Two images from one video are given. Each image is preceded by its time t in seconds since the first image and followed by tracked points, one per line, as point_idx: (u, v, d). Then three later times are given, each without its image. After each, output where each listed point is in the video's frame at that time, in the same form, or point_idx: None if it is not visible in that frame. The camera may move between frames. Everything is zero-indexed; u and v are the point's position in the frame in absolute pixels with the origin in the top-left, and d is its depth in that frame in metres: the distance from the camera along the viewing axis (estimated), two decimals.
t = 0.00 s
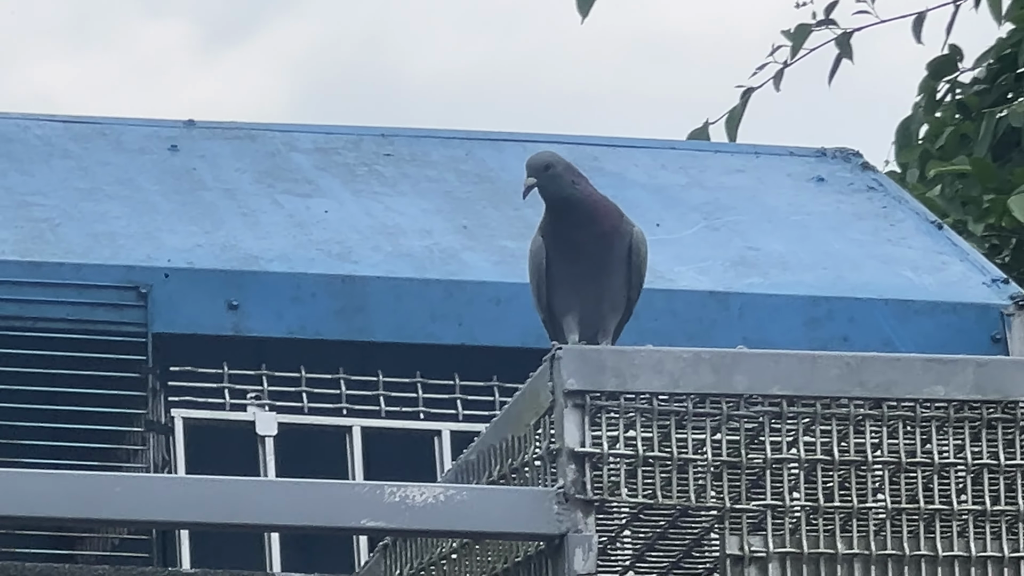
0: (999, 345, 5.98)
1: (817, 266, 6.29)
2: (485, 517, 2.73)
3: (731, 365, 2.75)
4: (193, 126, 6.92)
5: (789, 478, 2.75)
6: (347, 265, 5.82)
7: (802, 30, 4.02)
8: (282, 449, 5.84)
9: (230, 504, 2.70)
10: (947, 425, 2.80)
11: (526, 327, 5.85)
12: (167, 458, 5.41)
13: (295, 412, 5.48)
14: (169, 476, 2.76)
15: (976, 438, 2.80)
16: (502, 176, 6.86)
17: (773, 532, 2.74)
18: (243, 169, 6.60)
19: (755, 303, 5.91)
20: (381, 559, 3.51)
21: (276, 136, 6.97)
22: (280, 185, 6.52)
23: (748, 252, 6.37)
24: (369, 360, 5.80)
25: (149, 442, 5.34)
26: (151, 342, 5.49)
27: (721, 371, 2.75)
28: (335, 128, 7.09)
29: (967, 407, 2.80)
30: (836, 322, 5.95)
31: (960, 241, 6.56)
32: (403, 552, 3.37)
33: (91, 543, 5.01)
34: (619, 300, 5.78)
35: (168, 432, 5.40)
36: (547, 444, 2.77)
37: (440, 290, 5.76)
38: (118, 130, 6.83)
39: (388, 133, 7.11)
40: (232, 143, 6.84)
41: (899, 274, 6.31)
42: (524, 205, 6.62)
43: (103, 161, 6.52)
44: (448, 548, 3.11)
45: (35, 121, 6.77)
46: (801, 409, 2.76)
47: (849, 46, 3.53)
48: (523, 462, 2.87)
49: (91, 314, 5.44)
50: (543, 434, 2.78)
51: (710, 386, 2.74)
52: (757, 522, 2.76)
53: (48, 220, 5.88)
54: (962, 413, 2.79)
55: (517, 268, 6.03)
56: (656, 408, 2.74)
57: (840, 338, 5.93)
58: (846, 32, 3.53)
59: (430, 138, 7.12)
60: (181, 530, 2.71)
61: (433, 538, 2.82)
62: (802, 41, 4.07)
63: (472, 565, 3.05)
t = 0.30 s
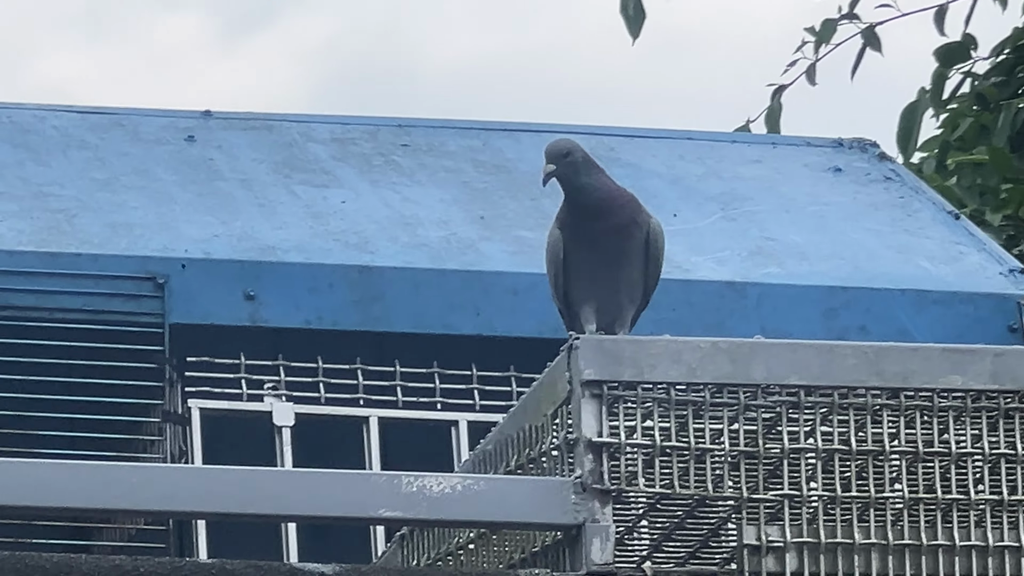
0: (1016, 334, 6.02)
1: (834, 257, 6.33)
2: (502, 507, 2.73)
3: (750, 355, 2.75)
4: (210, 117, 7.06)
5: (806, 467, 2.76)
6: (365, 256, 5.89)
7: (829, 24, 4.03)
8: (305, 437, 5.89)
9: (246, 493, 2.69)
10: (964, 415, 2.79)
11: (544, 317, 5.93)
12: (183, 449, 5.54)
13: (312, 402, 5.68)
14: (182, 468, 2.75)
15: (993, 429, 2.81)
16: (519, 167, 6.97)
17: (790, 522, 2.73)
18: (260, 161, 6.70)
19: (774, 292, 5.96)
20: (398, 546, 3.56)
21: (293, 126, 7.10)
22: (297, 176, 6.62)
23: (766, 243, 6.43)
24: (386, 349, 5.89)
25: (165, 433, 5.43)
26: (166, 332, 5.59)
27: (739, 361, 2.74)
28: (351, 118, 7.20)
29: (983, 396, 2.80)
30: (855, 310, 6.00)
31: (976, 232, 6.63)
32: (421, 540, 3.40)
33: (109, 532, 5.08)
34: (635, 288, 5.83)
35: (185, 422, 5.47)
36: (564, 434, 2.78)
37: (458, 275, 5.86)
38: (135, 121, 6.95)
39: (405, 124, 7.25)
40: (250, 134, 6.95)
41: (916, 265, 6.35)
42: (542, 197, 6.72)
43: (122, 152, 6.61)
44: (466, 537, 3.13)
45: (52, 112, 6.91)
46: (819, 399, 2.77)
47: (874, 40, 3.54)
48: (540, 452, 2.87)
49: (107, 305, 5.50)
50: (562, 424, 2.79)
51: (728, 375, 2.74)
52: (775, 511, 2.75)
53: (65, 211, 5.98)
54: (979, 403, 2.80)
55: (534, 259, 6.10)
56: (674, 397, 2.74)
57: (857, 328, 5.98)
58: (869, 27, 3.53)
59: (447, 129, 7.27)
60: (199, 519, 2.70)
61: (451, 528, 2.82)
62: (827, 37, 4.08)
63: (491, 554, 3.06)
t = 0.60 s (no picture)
0: None
1: (851, 248, 6.24)
2: (520, 499, 2.74)
3: (767, 347, 2.75)
4: (227, 109, 6.95)
5: (824, 459, 2.76)
6: (380, 247, 5.83)
7: (846, 28, 4.03)
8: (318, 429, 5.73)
9: (267, 484, 2.69)
10: (982, 406, 2.79)
11: (561, 309, 5.83)
12: (201, 441, 5.51)
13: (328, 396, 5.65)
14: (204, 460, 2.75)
15: (1010, 421, 2.81)
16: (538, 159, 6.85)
17: (807, 513, 2.74)
18: (277, 151, 6.64)
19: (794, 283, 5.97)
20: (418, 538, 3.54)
21: (310, 118, 6.98)
22: (315, 167, 6.56)
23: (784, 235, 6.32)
24: (402, 343, 5.83)
25: (183, 425, 5.51)
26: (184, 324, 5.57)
27: (757, 353, 2.75)
28: (368, 110, 7.10)
29: (1001, 388, 2.80)
30: (871, 302, 5.92)
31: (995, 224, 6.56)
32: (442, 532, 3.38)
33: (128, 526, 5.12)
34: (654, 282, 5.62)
35: (202, 415, 5.52)
36: (582, 426, 2.77)
37: (475, 267, 5.78)
38: (151, 113, 6.86)
39: (422, 116, 7.12)
40: (269, 126, 6.87)
41: (937, 258, 6.25)
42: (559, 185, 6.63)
43: (138, 143, 6.60)
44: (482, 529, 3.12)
45: (66, 104, 6.87)
46: (837, 391, 2.76)
47: (890, 40, 3.53)
48: (558, 444, 2.87)
49: (124, 297, 5.50)
50: (579, 416, 2.79)
51: (746, 367, 2.74)
52: (793, 503, 2.75)
53: (82, 202, 5.98)
54: (998, 395, 2.80)
55: (550, 250, 5.99)
56: (692, 389, 2.73)
57: (875, 320, 5.89)
58: (886, 26, 3.52)
59: (464, 120, 7.16)
60: (215, 512, 2.70)
61: (470, 519, 2.82)
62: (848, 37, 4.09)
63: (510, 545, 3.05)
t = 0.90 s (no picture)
0: None
1: (859, 244, 6.40)
2: (530, 495, 2.74)
3: (775, 343, 2.75)
4: (234, 105, 7.14)
5: (831, 454, 2.76)
6: (389, 243, 5.99)
7: (841, 21, 4.02)
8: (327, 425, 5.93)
9: (279, 479, 2.70)
10: (990, 402, 2.79)
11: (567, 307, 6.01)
12: (208, 437, 5.59)
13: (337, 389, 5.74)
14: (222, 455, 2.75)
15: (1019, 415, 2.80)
16: (544, 155, 7.05)
17: (816, 509, 2.73)
18: (284, 148, 6.79)
19: (798, 280, 6.00)
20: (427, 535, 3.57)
21: (316, 115, 7.17)
22: (322, 163, 6.71)
23: (791, 231, 6.48)
24: (411, 337, 5.96)
25: (191, 422, 5.57)
26: (192, 321, 5.67)
27: (765, 348, 2.75)
28: (376, 107, 7.30)
29: (1009, 383, 2.80)
30: (877, 300, 6.05)
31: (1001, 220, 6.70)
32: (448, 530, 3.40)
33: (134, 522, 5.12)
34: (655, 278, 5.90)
35: (210, 410, 5.55)
36: (590, 422, 2.78)
37: (482, 265, 5.93)
38: (160, 109, 7.04)
39: (429, 113, 7.35)
40: (274, 121, 7.03)
41: (942, 253, 6.40)
42: (567, 184, 6.80)
43: (145, 140, 6.71)
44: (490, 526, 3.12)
45: (76, 101, 7.00)
46: (844, 386, 2.76)
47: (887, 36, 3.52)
48: (566, 439, 2.87)
49: (132, 293, 5.59)
50: (587, 411, 2.79)
51: (753, 362, 2.75)
52: (801, 499, 2.74)
53: (89, 199, 6.07)
54: (1005, 390, 2.80)
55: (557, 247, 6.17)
56: (700, 385, 2.75)
57: (882, 317, 6.03)
58: (885, 20, 3.51)
59: (472, 118, 7.35)
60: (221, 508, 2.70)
61: (478, 515, 2.82)
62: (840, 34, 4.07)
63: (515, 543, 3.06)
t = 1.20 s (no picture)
0: None
1: (847, 246, 6.42)
2: (515, 496, 2.73)
3: (762, 344, 2.75)
4: (221, 106, 7.16)
5: (819, 456, 2.75)
6: (375, 245, 6.00)
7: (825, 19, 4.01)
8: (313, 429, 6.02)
9: (267, 481, 2.70)
10: (977, 403, 2.79)
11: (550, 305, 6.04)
12: (195, 439, 5.66)
13: (322, 392, 5.75)
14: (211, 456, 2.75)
15: (1005, 417, 2.80)
16: (530, 156, 7.08)
17: (802, 511, 2.72)
18: (271, 150, 6.81)
19: (785, 281, 6.04)
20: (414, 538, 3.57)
21: (304, 116, 7.19)
22: (309, 164, 6.72)
23: (777, 232, 6.51)
24: (398, 340, 5.99)
25: (177, 423, 5.64)
26: (178, 321, 5.70)
27: (751, 349, 2.74)
28: (363, 109, 7.34)
29: (996, 385, 2.80)
30: (864, 301, 6.08)
31: (989, 220, 6.68)
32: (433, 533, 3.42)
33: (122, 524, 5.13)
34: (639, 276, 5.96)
35: (196, 411, 5.63)
36: (577, 424, 2.78)
37: (468, 265, 5.97)
38: (145, 110, 7.04)
39: (416, 114, 7.39)
40: (260, 122, 7.06)
41: (931, 254, 6.42)
42: (553, 185, 6.84)
43: (131, 141, 6.72)
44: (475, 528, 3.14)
45: (62, 102, 7.01)
46: (831, 387, 2.76)
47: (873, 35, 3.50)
48: (553, 441, 2.86)
49: (119, 295, 5.63)
50: (573, 412, 2.79)
51: (740, 363, 2.74)
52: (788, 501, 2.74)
53: (76, 200, 6.08)
54: (992, 391, 2.79)
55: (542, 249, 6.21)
56: (686, 386, 2.75)
57: (869, 318, 6.06)
58: (869, 20, 3.49)
59: (459, 119, 7.39)
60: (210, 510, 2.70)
61: (464, 516, 2.82)
62: (826, 33, 4.05)
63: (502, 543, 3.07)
